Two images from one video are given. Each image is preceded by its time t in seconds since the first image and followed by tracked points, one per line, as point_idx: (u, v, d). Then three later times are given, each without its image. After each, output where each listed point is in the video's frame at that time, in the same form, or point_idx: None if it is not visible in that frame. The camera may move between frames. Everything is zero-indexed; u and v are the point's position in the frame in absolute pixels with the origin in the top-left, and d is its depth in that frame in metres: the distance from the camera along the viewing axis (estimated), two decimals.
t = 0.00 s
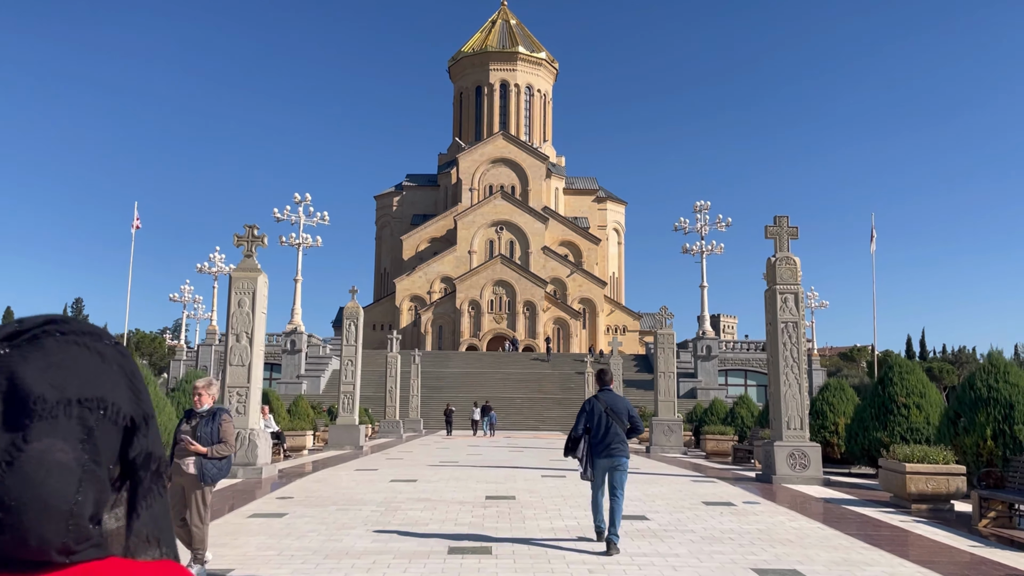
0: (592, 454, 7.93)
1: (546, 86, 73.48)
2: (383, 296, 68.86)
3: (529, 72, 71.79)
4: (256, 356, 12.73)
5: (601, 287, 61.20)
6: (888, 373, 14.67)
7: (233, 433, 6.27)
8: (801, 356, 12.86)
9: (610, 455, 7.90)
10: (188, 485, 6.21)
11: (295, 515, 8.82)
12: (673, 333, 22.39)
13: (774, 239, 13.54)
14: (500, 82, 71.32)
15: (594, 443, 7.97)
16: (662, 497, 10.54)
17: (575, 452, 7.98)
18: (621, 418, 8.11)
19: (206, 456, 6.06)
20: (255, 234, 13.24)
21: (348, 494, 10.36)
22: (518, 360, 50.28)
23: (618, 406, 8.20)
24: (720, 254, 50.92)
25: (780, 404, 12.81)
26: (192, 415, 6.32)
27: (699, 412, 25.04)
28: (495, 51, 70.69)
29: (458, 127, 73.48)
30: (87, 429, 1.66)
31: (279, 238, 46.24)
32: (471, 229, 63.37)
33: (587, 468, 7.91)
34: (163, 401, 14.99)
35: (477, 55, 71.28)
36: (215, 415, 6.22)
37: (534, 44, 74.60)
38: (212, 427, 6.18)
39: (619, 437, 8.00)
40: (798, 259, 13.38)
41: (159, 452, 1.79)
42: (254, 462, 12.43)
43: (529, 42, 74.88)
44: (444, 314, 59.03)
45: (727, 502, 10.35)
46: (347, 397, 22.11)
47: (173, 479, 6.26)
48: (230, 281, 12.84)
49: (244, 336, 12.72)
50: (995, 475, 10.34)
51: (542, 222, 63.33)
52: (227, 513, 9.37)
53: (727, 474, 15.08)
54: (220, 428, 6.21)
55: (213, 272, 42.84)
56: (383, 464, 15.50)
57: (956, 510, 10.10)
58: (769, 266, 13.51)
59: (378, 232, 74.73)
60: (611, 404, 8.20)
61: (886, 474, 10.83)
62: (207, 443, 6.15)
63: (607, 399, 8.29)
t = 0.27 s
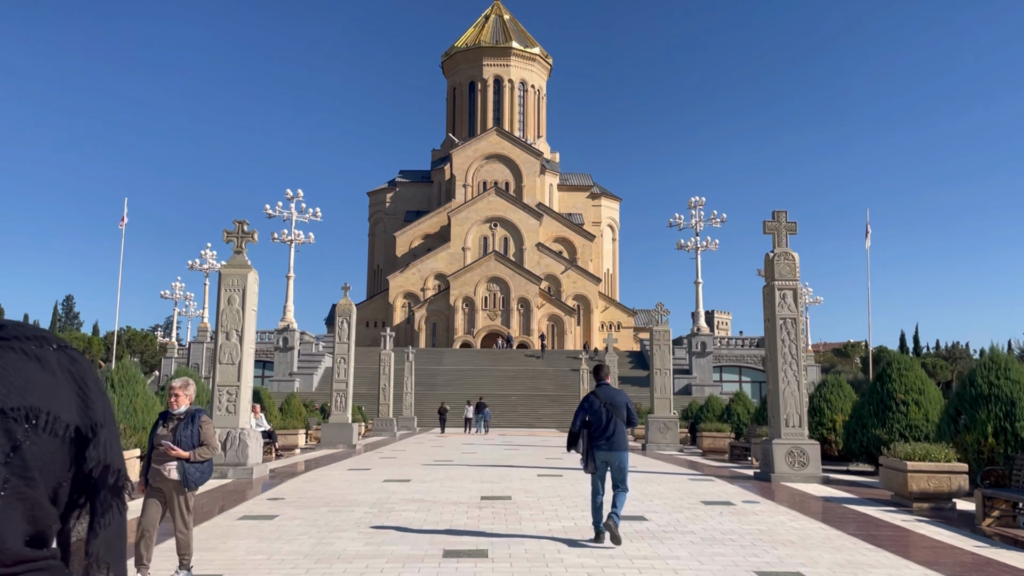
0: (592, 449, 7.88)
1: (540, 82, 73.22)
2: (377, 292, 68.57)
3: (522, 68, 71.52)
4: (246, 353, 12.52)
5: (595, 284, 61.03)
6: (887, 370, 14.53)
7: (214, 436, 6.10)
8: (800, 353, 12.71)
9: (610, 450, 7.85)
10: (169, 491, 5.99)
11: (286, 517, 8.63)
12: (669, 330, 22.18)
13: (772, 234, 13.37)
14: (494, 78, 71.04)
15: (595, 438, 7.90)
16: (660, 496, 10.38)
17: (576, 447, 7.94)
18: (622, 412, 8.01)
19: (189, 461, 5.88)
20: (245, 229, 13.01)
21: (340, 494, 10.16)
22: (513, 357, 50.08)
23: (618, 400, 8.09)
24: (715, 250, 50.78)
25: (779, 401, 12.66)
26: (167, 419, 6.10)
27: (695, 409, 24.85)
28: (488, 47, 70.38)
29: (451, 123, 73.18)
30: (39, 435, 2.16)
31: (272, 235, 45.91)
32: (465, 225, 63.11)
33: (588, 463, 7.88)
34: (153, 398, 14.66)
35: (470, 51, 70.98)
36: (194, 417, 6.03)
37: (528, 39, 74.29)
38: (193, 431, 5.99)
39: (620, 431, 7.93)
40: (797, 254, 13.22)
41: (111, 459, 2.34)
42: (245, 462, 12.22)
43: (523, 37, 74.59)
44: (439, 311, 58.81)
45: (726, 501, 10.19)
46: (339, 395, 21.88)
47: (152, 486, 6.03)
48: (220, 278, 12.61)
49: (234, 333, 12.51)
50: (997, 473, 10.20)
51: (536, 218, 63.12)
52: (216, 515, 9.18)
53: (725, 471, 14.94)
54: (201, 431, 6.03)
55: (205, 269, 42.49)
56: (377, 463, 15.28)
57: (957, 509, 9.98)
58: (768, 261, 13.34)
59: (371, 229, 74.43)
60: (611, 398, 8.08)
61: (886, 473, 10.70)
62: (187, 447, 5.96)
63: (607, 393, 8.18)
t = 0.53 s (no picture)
0: (592, 444, 7.81)
1: (535, 78, 73.04)
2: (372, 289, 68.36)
3: (517, 64, 71.30)
4: (238, 350, 12.34)
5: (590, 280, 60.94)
6: (884, 365, 14.45)
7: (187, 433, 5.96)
8: (797, 348, 12.61)
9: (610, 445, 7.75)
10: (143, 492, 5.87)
11: (278, 515, 8.48)
12: (664, 325, 22.10)
13: (769, 228, 13.25)
14: (488, 74, 70.83)
15: (596, 433, 7.85)
16: (657, 493, 10.25)
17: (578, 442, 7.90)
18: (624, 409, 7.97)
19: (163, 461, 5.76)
20: (236, 224, 12.83)
21: (333, 492, 10.01)
22: (508, 354, 49.98)
23: (620, 398, 8.05)
24: (710, 246, 50.78)
25: (776, 396, 12.55)
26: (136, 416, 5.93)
27: (690, 404, 24.80)
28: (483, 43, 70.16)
29: (445, 119, 72.95)
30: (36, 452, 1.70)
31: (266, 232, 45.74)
32: (459, 222, 62.93)
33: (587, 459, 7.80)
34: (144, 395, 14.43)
35: (465, 47, 70.74)
36: (166, 415, 5.88)
37: (522, 36, 74.08)
38: (165, 430, 5.85)
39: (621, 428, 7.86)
40: (795, 248, 13.10)
41: (138, 474, 1.88)
42: (236, 459, 12.03)
43: (517, 33, 74.38)
44: (433, 307, 58.64)
45: (724, 498, 10.07)
46: (333, 391, 21.65)
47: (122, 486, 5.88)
48: (211, 273, 12.43)
49: (225, 329, 12.32)
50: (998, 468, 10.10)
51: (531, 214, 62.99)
52: (206, 514, 9.02)
53: (722, 467, 14.83)
54: (174, 429, 5.88)
55: (198, 265, 42.30)
56: (371, 460, 15.14)
57: (957, 505, 9.88)
58: (765, 256, 13.22)
59: (366, 226, 74.22)
60: (615, 396, 8.06)
61: (886, 468, 10.60)
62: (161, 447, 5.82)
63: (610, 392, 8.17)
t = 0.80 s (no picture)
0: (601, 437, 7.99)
1: (530, 75, 72.82)
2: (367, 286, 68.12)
3: (512, 60, 71.07)
4: (229, 347, 12.15)
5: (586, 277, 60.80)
6: (883, 361, 14.34)
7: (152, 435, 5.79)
8: (795, 344, 12.47)
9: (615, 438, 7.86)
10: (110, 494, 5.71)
11: (267, 515, 8.32)
12: (661, 321, 21.92)
13: (767, 223, 13.11)
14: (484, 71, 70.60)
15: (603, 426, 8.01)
16: (654, 491, 10.11)
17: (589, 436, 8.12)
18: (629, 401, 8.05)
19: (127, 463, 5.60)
20: (227, 219, 12.64)
21: (325, 491, 9.85)
22: (504, 351, 49.81)
23: (627, 391, 8.13)
24: (706, 242, 50.66)
25: (774, 392, 12.41)
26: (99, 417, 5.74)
27: (687, 401, 24.64)
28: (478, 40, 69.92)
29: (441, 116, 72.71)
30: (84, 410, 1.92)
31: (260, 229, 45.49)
32: (455, 219, 62.73)
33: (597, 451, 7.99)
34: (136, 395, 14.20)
35: (460, 44, 70.49)
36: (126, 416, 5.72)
37: (518, 32, 73.84)
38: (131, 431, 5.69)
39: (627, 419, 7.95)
40: (792, 243, 12.95)
41: (165, 430, 2.14)
42: (227, 458, 11.84)
43: (512, 30, 74.15)
44: (429, 305, 58.40)
45: (721, 495, 9.93)
46: (327, 389, 21.53)
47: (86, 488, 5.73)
48: (201, 270, 12.23)
49: (216, 326, 12.13)
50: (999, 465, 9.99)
51: (526, 211, 62.81)
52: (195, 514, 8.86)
53: (720, 464, 14.69)
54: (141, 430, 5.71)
55: (192, 263, 42.03)
56: (366, 458, 14.98)
57: (958, 502, 9.77)
58: (763, 251, 13.07)
59: (361, 223, 73.99)
60: (623, 389, 8.13)
61: (885, 465, 10.48)
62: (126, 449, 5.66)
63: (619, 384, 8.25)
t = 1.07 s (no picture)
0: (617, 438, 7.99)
1: (528, 73, 72.60)
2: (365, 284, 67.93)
3: (509, 58, 70.83)
4: (221, 344, 11.95)
5: (584, 274, 60.63)
6: (884, 357, 14.18)
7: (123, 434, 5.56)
8: (796, 341, 12.30)
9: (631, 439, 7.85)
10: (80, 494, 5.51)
11: (257, 517, 8.14)
12: (660, 318, 21.75)
13: (767, 218, 12.94)
14: (481, 68, 70.39)
15: (619, 428, 7.99)
16: (653, 490, 9.94)
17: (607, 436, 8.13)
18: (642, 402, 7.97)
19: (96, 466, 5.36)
20: (219, 216, 12.44)
21: (317, 491, 9.67)
22: (502, 349, 49.65)
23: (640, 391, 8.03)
24: (704, 239, 50.54)
25: (774, 389, 12.24)
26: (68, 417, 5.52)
27: (685, 398, 24.51)
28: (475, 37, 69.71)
29: (438, 113, 72.48)
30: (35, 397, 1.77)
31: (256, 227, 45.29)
32: (453, 217, 62.54)
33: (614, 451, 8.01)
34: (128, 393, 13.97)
35: (457, 41, 70.25)
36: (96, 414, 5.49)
37: (515, 29, 73.60)
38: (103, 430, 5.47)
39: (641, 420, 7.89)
40: (792, 238, 12.79)
41: (126, 428, 1.98)
42: (220, 457, 11.63)
43: (510, 27, 73.93)
44: (427, 303, 58.21)
45: (721, 494, 9.76)
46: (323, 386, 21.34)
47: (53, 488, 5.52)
48: (192, 267, 12.04)
49: (208, 324, 11.93)
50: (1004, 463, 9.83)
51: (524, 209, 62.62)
52: (183, 515, 8.68)
53: (719, 462, 14.53)
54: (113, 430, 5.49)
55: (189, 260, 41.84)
56: (361, 457, 14.80)
57: (962, 500, 9.61)
58: (763, 246, 12.90)
59: (359, 221, 73.80)
60: (636, 389, 8.04)
61: (888, 463, 10.32)
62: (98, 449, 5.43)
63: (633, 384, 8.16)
